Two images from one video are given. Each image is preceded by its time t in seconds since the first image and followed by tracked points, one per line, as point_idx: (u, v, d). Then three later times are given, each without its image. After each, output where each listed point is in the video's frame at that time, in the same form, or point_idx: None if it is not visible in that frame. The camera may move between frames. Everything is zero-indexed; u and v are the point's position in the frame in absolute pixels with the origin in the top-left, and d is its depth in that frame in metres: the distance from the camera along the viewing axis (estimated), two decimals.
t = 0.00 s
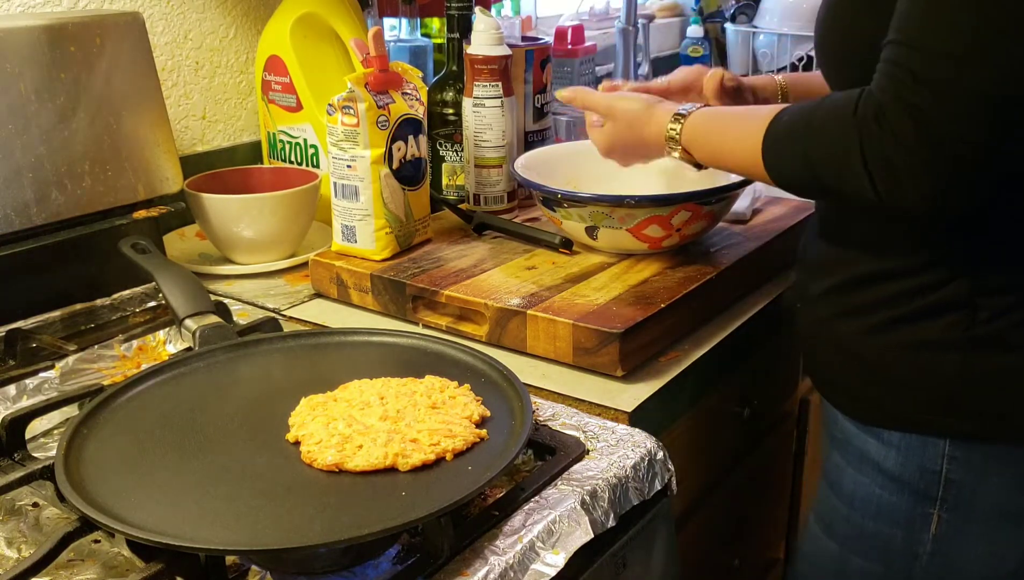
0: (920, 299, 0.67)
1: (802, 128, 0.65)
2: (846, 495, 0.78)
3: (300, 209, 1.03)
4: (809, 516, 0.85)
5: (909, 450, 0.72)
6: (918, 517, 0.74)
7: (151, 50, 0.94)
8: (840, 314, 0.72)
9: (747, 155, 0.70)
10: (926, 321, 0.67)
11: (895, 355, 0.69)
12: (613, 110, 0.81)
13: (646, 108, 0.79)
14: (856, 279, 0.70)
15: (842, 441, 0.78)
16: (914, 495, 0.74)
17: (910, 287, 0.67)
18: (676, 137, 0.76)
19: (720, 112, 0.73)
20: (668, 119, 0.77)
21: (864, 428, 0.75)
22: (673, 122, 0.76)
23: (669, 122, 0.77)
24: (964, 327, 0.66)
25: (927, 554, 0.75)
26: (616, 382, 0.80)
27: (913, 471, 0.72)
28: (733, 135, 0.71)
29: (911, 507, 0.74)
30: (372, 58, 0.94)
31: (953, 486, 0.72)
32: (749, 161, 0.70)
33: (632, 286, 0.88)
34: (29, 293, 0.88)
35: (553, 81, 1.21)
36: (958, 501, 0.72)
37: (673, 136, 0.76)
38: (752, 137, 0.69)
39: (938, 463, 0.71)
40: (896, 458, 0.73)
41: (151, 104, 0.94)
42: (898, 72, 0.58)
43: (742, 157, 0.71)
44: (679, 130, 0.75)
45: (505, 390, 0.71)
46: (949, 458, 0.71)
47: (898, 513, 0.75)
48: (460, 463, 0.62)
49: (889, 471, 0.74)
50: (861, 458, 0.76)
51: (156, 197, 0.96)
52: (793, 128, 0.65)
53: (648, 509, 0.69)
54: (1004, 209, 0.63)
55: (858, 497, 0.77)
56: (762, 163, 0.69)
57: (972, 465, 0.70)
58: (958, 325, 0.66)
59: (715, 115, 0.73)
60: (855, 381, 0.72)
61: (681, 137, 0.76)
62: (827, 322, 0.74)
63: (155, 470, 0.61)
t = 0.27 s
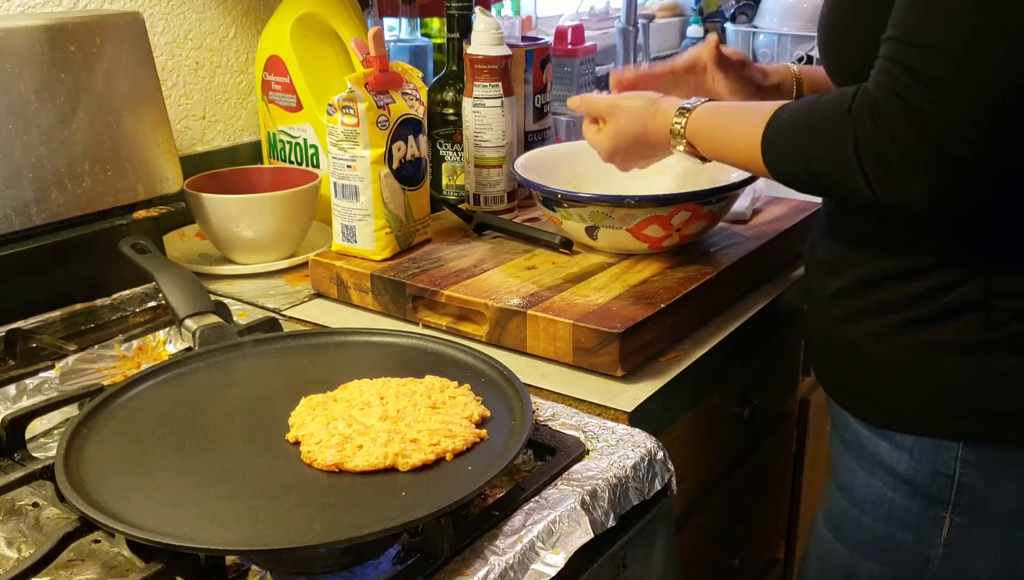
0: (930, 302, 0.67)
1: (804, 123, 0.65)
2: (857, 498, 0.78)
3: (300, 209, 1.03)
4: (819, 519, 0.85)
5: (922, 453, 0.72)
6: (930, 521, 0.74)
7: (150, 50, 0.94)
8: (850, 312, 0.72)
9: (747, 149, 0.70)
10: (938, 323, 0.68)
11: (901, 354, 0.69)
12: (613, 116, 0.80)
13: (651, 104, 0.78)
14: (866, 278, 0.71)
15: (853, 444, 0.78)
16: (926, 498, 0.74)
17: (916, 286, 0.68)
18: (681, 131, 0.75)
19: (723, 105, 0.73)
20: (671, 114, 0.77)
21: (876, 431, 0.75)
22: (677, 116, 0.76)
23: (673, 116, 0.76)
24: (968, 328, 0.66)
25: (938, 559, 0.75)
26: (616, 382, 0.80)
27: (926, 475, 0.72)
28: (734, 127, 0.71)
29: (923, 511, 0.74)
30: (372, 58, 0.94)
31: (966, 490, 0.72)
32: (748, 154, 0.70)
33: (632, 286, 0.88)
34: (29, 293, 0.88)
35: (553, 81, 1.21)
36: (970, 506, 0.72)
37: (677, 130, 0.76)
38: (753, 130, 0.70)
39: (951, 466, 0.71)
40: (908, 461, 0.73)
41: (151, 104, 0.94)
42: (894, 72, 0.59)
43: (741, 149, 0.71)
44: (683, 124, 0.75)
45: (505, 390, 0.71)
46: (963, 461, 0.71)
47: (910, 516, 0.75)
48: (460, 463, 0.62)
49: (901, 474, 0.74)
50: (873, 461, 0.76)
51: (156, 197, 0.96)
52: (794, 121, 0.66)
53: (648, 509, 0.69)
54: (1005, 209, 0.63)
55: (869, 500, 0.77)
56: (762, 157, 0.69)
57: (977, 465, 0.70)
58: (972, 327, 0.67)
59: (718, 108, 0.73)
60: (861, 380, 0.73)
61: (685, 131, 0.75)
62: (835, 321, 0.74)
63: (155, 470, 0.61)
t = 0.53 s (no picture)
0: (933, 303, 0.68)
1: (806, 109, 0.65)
2: (860, 500, 0.78)
3: (300, 208, 1.03)
4: (822, 520, 0.85)
5: (926, 455, 0.72)
6: (933, 523, 0.74)
7: (150, 50, 0.94)
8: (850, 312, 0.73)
9: (751, 132, 0.70)
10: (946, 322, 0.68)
11: (903, 354, 0.70)
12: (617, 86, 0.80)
13: (653, 82, 0.78)
14: (866, 277, 0.71)
15: (857, 446, 0.78)
16: (930, 500, 0.74)
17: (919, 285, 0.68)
18: (680, 116, 0.75)
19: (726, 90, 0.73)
20: (671, 99, 0.76)
21: (880, 433, 0.75)
22: (677, 101, 0.75)
23: (672, 100, 0.76)
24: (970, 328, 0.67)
25: (941, 561, 0.75)
26: (616, 382, 0.80)
27: (929, 477, 0.72)
28: (738, 112, 0.71)
29: (926, 513, 0.74)
30: (372, 58, 0.94)
31: (969, 493, 0.72)
32: (752, 138, 0.70)
33: (632, 286, 0.88)
34: (29, 293, 0.88)
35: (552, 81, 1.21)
36: (974, 509, 0.72)
37: (677, 116, 0.75)
38: (757, 115, 0.69)
39: (955, 469, 0.71)
40: (912, 463, 0.73)
41: (151, 103, 0.94)
42: (899, 60, 0.59)
43: (745, 134, 0.70)
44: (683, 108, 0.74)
45: (505, 390, 0.71)
46: (967, 464, 0.71)
47: (913, 518, 0.75)
48: (460, 463, 0.62)
49: (905, 476, 0.74)
50: (876, 463, 0.76)
51: (156, 197, 0.96)
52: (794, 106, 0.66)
53: (648, 509, 0.69)
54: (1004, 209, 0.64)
55: (872, 502, 0.77)
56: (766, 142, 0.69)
57: (980, 466, 0.70)
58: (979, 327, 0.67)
59: (720, 93, 0.72)
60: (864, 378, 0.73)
61: (684, 114, 0.75)
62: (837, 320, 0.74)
63: (155, 470, 0.61)
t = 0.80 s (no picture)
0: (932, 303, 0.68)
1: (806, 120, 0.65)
2: (861, 501, 0.78)
3: (300, 208, 1.03)
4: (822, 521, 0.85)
5: (927, 457, 0.72)
6: (934, 524, 0.74)
7: (150, 50, 0.94)
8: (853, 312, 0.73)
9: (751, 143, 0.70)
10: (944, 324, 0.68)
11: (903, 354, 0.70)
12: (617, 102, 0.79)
13: (656, 96, 0.77)
14: (870, 274, 0.71)
15: (856, 448, 0.78)
16: (930, 502, 0.73)
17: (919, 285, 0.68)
18: (683, 124, 0.75)
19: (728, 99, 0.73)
20: (675, 107, 0.76)
21: (880, 434, 0.74)
22: (681, 110, 0.75)
23: (676, 109, 0.76)
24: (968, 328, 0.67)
25: (942, 561, 0.75)
26: (616, 382, 0.80)
27: (930, 478, 0.72)
28: (739, 122, 0.71)
29: (927, 514, 0.74)
30: (372, 58, 0.94)
31: (970, 494, 0.72)
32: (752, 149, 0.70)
33: (633, 286, 0.88)
34: (29, 293, 0.88)
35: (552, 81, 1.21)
36: (975, 510, 0.72)
37: (681, 123, 0.75)
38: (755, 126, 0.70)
39: (956, 470, 0.71)
40: (912, 464, 0.73)
41: (151, 103, 0.94)
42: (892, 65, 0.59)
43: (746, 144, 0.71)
44: (687, 117, 0.75)
45: (505, 390, 0.71)
46: (967, 465, 0.70)
47: (914, 519, 0.75)
48: (460, 463, 0.62)
49: (905, 477, 0.74)
50: (876, 464, 0.76)
51: (156, 197, 0.96)
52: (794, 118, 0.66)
53: (648, 509, 0.69)
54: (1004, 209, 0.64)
55: (872, 503, 0.77)
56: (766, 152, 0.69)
57: (978, 469, 0.70)
58: (976, 332, 0.67)
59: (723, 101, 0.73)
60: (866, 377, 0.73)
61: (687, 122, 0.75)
62: (842, 316, 0.74)
63: (155, 470, 0.61)
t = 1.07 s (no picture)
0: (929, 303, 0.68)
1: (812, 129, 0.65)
2: (858, 499, 0.78)
3: (300, 208, 1.03)
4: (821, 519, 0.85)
5: (923, 454, 0.72)
6: (930, 522, 0.74)
7: (150, 50, 0.94)
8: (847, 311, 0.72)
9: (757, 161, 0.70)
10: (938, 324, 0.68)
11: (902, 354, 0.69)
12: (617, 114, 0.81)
13: (654, 115, 0.79)
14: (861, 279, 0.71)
15: (854, 445, 0.78)
16: (926, 500, 0.73)
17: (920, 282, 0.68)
18: (682, 145, 0.76)
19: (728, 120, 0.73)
20: (673, 130, 0.77)
21: (877, 432, 0.74)
22: (679, 130, 0.76)
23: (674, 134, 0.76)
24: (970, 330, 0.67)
25: (939, 559, 0.75)
26: (616, 382, 0.80)
27: (925, 476, 0.72)
28: (736, 145, 0.71)
29: (924, 512, 0.74)
30: (372, 58, 0.94)
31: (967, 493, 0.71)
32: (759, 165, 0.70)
33: (632, 286, 0.88)
34: (29, 293, 0.88)
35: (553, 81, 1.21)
36: (971, 509, 0.72)
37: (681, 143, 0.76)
38: (761, 143, 0.69)
39: (951, 468, 0.71)
40: (908, 462, 0.73)
41: (151, 103, 0.94)
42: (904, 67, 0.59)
43: (751, 166, 0.71)
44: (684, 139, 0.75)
45: (505, 390, 0.71)
46: (963, 463, 0.70)
47: (910, 517, 0.75)
48: (460, 463, 0.62)
49: (901, 475, 0.74)
50: (873, 462, 0.76)
51: (156, 197, 0.96)
52: (801, 129, 0.66)
53: (648, 509, 0.69)
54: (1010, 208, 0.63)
55: (870, 501, 0.77)
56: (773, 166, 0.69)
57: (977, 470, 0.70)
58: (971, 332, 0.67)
59: (722, 122, 0.73)
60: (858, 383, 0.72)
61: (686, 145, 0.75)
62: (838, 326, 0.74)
63: (155, 470, 0.61)
